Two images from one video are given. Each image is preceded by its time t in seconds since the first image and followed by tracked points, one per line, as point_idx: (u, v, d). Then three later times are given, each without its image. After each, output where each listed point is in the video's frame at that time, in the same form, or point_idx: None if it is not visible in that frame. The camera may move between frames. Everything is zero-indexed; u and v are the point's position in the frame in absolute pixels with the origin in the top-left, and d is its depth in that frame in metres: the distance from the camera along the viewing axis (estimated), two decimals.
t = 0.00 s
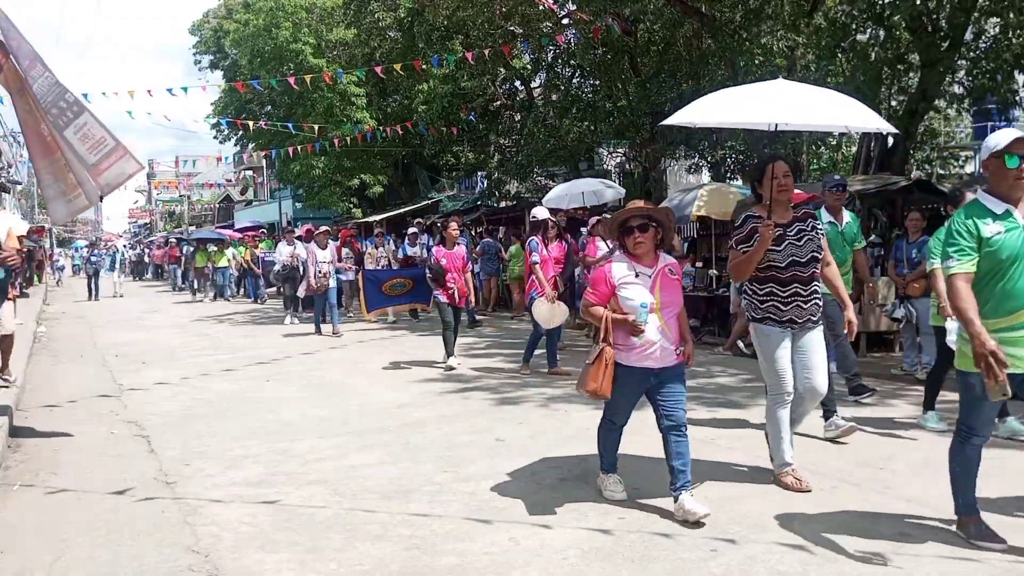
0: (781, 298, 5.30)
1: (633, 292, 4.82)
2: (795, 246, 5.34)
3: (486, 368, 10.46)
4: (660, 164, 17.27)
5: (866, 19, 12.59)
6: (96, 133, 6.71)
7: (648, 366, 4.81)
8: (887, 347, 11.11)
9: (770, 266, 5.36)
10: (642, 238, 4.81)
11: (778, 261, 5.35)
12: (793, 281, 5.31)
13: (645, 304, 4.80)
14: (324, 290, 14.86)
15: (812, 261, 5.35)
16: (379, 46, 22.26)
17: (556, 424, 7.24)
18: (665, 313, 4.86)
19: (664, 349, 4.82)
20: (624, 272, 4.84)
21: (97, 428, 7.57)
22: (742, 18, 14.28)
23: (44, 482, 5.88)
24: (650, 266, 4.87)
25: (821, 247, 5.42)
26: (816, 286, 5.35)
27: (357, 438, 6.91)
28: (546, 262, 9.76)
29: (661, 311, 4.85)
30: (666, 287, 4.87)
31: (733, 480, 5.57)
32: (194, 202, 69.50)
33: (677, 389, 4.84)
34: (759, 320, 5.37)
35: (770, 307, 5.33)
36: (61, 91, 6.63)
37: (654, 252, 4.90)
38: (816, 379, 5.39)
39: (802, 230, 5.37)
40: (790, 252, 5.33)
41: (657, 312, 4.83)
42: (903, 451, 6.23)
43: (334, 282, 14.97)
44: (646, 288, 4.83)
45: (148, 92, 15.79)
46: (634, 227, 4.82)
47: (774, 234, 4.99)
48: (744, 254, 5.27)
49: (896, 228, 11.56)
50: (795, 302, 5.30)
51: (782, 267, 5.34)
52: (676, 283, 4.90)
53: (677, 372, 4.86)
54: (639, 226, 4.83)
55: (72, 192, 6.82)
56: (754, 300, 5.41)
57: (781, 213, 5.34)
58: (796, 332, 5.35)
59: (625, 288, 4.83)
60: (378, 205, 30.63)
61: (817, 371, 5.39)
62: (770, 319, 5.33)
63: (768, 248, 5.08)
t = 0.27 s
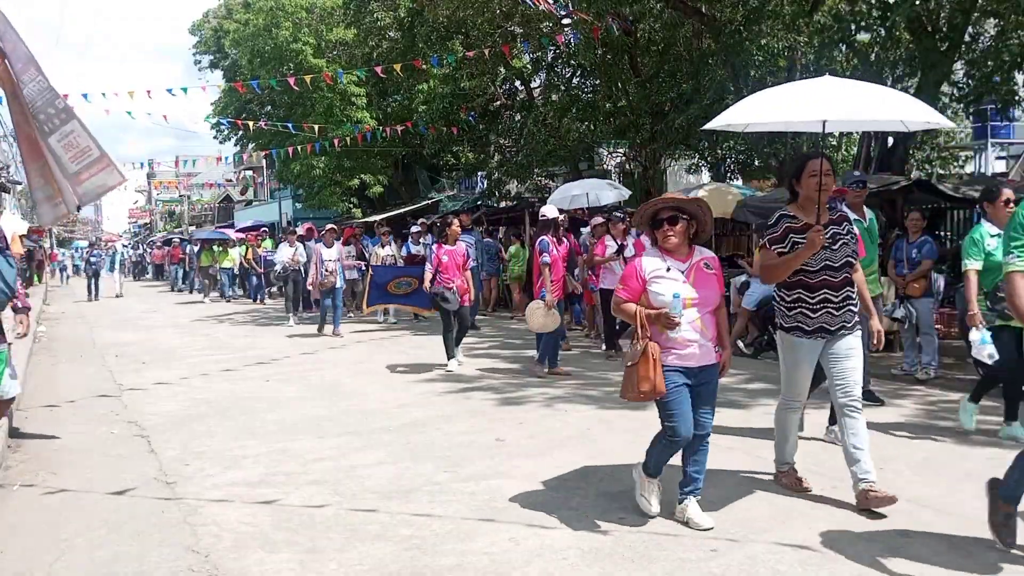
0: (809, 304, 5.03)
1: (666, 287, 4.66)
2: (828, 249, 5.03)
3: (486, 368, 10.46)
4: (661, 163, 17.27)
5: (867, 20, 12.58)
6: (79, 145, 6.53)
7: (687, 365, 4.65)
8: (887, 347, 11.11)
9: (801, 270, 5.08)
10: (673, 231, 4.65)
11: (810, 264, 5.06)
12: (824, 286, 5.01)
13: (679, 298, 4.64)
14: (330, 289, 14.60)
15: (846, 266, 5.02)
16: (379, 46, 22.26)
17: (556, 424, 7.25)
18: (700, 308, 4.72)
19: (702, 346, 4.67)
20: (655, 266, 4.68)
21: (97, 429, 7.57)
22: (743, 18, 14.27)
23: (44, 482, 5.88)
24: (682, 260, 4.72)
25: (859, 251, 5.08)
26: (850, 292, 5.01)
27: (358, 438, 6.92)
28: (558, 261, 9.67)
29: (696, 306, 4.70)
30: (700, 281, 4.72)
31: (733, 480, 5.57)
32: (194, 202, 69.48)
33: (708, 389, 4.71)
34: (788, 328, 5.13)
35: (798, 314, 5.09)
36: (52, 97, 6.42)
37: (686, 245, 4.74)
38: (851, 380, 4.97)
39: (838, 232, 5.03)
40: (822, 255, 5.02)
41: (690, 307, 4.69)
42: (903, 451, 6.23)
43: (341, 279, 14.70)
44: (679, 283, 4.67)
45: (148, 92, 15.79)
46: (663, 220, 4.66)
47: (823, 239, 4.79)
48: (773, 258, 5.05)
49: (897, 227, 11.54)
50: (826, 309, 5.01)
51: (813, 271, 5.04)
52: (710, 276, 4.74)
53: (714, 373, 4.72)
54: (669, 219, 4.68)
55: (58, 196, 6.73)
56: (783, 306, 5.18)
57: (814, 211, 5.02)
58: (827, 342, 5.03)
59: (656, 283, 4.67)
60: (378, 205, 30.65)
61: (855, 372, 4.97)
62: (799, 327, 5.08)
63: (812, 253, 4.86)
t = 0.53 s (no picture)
0: (853, 308, 4.73)
1: (699, 295, 4.36)
2: (873, 247, 4.74)
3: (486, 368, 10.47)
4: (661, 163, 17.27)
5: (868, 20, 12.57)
6: (63, 152, 5.50)
7: (721, 379, 4.37)
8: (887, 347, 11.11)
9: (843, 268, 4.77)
10: (705, 237, 4.37)
11: (853, 262, 4.75)
12: (870, 287, 4.73)
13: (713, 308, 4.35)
14: (335, 291, 14.13)
15: (890, 267, 4.76)
16: (378, 45, 22.27)
17: (557, 424, 7.25)
18: (734, 319, 4.44)
19: (736, 359, 4.40)
20: (687, 274, 4.38)
21: (97, 429, 7.57)
22: (743, 18, 14.28)
23: (44, 482, 5.88)
24: (716, 268, 4.43)
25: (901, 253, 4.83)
26: (893, 294, 4.76)
27: (358, 438, 6.92)
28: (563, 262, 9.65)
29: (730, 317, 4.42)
30: (734, 290, 4.43)
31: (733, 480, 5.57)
32: (194, 202, 69.47)
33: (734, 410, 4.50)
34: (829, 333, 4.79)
35: (841, 318, 4.76)
36: (39, 104, 5.59)
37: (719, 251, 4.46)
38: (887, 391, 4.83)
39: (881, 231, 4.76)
40: (867, 254, 4.72)
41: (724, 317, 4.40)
42: (903, 451, 6.24)
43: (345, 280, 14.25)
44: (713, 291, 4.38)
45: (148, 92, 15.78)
46: (695, 225, 4.38)
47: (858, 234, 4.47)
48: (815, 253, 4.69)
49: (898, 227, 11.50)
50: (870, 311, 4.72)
51: (857, 269, 4.74)
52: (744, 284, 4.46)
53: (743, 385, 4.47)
54: (701, 223, 4.39)
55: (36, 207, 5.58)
56: (823, 311, 4.85)
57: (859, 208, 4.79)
58: (872, 344, 4.77)
59: (689, 291, 4.37)
60: (378, 205, 30.67)
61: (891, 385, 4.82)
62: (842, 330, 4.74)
63: (846, 248, 4.55)
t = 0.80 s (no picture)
0: (899, 311, 4.49)
1: (736, 292, 4.20)
2: (918, 247, 4.49)
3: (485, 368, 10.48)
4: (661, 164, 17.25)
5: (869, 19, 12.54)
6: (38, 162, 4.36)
7: (764, 380, 4.15)
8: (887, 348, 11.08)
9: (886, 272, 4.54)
10: (740, 230, 4.22)
11: (897, 264, 4.52)
12: (911, 293, 4.50)
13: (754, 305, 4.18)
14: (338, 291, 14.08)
15: (936, 268, 4.52)
16: (378, 45, 22.27)
17: (557, 424, 7.26)
18: (778, 317, 4.24)
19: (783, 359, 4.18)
20: (724, 270, 4.23)
21: (97, 429, 7.57)
22: (743, 18, 14.27)
23: (44, 482, 5.88)
24: (756, 262, 4.26)
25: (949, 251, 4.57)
26: (938, 298, 4.55)
27: (358, 438, 6.92)
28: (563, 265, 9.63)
29: (775, 315, 4.22)
30: (777, 284, 4.25)
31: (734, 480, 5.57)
32: (193, 202, 69.46)
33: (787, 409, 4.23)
34: (867, 340, 4.59)
35: (884, 324, 4.53)
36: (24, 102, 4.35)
37: (756, 245, 4.30)
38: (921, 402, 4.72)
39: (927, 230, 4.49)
40: (911, 254, 4.48)
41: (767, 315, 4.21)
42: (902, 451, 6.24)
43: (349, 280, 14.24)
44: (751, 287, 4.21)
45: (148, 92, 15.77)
46: (727, 218, 4.24)
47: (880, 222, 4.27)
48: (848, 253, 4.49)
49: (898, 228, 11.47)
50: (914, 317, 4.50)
51: (901, 272, 4.51)
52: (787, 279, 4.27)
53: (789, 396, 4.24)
54: (734, 216, 4.25)
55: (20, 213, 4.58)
56: (866, 315, 4.61)
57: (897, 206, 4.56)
58: (914, 350, 4.55)
59: (727, 288, 4.21)
60: (379, 205, 30.68)
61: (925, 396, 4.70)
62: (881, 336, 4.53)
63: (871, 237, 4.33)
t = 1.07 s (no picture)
0: (952, 314, 4.25)
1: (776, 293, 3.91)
2: (969, 247, 4.26)
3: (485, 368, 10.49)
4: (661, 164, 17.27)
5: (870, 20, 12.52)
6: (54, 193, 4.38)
7: (800, 394, 3.90)
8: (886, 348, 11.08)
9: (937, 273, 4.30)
10: (788, 229, 3.93)
11: (948, 265, 4.29)
12: (966, 295, 4.26)
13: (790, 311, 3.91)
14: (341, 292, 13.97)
15: (989, 269, 4.29)
16: (378, 45, 22.29)
17: (557, 424, 7.26)
18: (820, 325, 3.93)
19: (815, 366, 3.89)
20: (766, 270, 3.95)
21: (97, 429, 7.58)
22: (743, 18, 14.27)
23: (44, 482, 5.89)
24: (803, 266, 3.96)
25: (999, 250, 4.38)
26: (992, 301, 4.31)
27: (358, 438, 6.93)
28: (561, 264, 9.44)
29: (815, 321, 3.92)
30: (823, 293, 3.94)
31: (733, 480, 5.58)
32: (193, 202, 69.45)
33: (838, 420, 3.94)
34: (918, 344, 4.31)
35: (934, 328, 4.28)
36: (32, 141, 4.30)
37: (805, 249, 3.99)
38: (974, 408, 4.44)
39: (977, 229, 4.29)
40: (961, 254, 4.26)
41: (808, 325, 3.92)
42: (902, 451, 6.24)
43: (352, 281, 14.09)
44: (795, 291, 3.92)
45: (148, 92, 15.79)
46: (776, 215, 3.95)
47: (947, 227, 4.04)
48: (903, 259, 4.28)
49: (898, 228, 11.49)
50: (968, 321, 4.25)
51: (952, 274, 4.27)
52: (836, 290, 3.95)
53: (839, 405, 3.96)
54: (785, 214, 3.95)
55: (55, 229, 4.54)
56: (913, 320, 4.37)
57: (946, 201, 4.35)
58: (965, 359, 4.26)
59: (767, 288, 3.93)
60: (379, 206, 30.71)
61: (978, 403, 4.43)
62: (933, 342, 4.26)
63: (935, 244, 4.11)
